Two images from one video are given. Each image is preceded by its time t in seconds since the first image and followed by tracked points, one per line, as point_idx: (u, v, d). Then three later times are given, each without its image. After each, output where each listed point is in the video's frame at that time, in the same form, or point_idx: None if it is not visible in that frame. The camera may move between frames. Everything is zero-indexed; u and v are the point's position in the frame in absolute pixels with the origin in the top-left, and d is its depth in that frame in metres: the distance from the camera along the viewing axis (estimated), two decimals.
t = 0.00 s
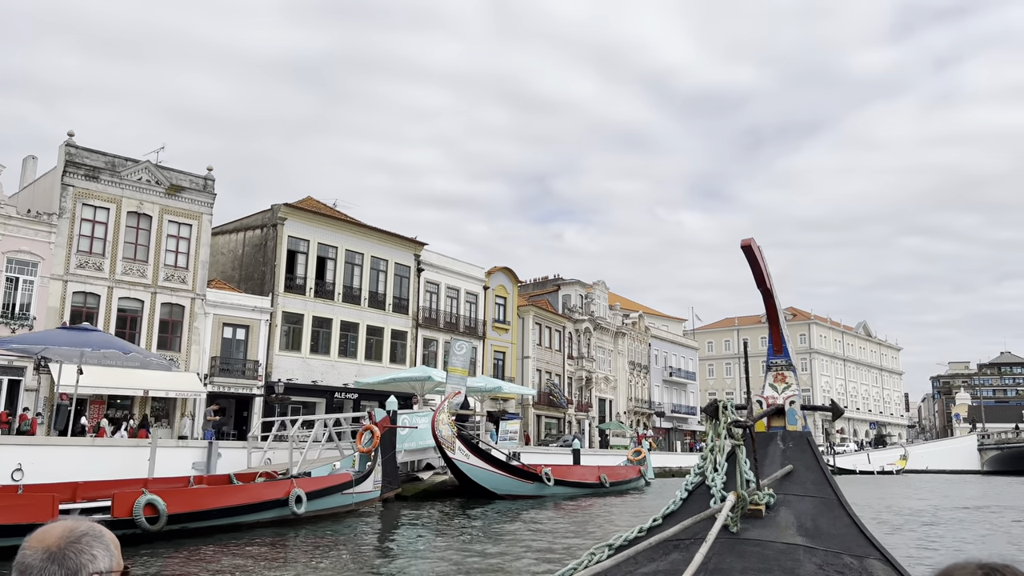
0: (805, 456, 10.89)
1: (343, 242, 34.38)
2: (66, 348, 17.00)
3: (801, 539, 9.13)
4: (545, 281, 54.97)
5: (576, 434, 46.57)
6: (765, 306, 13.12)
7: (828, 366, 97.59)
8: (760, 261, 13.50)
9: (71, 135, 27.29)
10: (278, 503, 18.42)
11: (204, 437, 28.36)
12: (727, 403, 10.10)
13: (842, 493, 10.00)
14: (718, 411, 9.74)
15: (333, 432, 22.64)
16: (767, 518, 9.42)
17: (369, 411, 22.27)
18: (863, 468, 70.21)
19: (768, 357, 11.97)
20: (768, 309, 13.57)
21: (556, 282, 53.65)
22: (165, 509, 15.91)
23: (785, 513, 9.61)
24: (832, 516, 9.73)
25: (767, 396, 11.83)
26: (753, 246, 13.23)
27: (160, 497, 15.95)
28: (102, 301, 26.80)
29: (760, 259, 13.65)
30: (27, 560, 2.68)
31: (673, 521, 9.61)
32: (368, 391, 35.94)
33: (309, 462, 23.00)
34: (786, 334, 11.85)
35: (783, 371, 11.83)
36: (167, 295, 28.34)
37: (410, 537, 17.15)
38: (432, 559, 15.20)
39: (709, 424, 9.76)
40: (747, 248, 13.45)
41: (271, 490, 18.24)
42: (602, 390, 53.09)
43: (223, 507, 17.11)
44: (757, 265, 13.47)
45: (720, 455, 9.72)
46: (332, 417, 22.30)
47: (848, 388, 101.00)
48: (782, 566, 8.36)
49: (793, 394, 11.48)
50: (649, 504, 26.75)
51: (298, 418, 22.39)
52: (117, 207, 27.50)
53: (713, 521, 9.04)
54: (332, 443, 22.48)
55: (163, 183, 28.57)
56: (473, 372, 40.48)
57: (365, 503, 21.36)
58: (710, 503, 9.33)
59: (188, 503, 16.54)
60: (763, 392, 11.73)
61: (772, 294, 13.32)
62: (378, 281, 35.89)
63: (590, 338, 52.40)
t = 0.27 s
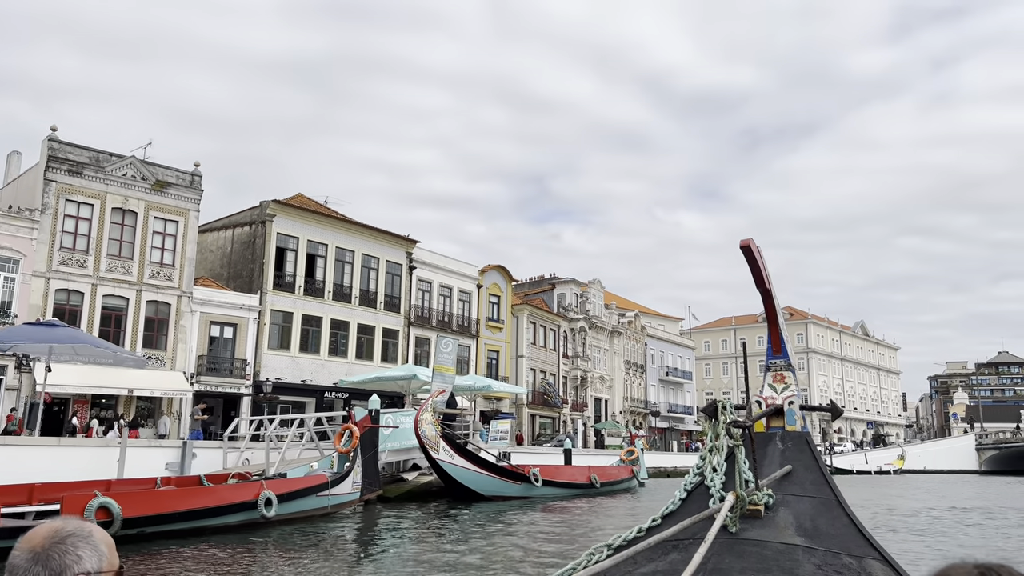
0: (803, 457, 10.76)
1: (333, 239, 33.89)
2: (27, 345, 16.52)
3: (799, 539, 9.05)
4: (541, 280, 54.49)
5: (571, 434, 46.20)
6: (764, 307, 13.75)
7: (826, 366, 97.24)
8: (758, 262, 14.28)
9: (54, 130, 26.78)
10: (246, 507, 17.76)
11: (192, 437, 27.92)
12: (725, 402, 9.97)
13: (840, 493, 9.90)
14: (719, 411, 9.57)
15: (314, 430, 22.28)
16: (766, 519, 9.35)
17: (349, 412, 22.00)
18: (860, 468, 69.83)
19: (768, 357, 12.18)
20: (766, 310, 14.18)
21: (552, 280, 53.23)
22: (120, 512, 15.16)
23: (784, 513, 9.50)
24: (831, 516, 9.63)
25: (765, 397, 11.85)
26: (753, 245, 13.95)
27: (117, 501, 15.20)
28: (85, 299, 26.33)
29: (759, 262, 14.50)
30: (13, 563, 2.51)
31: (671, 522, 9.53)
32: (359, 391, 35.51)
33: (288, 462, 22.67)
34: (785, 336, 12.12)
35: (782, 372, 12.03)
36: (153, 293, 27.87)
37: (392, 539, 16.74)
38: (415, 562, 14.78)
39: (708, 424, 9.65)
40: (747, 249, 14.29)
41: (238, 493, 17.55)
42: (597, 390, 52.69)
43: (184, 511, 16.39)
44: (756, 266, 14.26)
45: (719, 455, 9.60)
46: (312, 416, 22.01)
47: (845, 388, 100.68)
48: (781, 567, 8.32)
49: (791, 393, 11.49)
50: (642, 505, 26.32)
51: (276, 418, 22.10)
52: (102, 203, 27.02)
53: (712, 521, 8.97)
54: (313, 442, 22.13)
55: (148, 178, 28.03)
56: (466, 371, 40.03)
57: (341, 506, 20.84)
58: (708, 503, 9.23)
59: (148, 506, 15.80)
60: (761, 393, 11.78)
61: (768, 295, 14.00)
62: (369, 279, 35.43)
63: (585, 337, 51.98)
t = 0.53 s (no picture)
0: (802, 457, 10.60)
1: (322, 236, 33.41)
2: None
3: (798, 539, 8.93)
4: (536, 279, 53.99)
5: (565, 434, 45.78)
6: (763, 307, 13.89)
7: (823, 365, 96.87)
8: (757, 263, 14.70)
9: (36, 123, 26.28)
10: (210, 509, 17.15)
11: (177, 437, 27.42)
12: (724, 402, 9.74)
13: (840, 493, 9.76)
14: (717, 412, 9.13)
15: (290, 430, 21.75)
16: (765, 519, 9.18)
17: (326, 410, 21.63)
18: (858, 467, 69.47)
19: (767, 357, 12.07)
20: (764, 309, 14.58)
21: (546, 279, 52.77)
22: (69, 514, 14.58)
23: (782, 513, 9.32)
24: (830, 517, 9.51)
25: (764, 398, 11.80)
26: (751, 245, 14.36)
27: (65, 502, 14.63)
28: (68, 296, 25.83)
29: (758, 263, 14.96)
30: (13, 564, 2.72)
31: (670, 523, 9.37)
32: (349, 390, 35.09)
33: (265, 462, 22.21)
34: (785, 336, 12.05)
35: (782, 372, 11.83)
36: (137, 290, 27.39)
37: (374, 542, 16.32)
38: (395, 566, 14.36)
39: (707, 424, 9.30)
40: (745, 249, 14.61)
41: (201, 496, 16.95)
42: (593, 389, 52.25)
43: (140, 514, 15.78)
44: (755, 266, 14.72)
45: (718, 456, 9.30)
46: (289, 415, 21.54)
47: (843, 387, 100.33)
48: (780, 568, 8.21)
49: (790, 393, 11.36)
50: (635, 506, 25.92)
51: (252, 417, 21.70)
52: (85, 199, 26.55)
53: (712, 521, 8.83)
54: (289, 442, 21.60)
55: (133, 173, 27.57)
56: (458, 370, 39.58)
57: (315, 508, 20.27)
58: (706, 504, 9.05)
59: (100, 509, 15.23)
60: (760, 393, 11.70)
61: (768, 295, 14.28)
62: (360, 277, 34.96)
63: (581, 336, 51.53)
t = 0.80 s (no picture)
0: (800, 457, 10.34)
1: (312, 233, 32.94)
2: None
3: (796, 539, 8.73)
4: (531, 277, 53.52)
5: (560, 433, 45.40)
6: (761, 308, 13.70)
7: (820, 364, 96.55)
8: (755, 264, 14.43)
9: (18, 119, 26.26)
10: (172, 512, 16.62)
11: (163, 437, 26.97)
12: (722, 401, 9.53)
13: (838, 494, 9.53)
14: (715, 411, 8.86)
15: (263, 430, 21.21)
16: (764, 520, 8.99)
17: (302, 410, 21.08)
18: (855, 467, 69.14)
19: (764, 357, 11.85)
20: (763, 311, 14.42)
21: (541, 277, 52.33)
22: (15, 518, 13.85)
23: (780, 514, 9.13)
24: (828, 516, 9.25)
25: (762, 398, 11.79)
26: (749, 246, 14.09)
27: (8, 507, 13.92)
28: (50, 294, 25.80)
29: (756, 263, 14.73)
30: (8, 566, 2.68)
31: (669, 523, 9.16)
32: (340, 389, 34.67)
33: (240, 462, 21.78)
34: (782, 335, 11.74)
35: (780, 372, 11.73)
36: (121, 287, 27.30)
37: (351, 544, 15.93)
38: (375, 569, 13.99)
39: (704, 424, 9.09)
40: (744, 250, 14.33)
41: (162, 498, 16.40)
42: (588, 388, 51.84)
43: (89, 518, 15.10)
44: (753, 267, 14.47)
45: (717, 457, 9.03)
46: (265, 414, 21.09)
47: (840, 386, 100.02)
48: (778, 569, 8.05)
49: (788, 394, 11.31)
50: (627, 507, 25.48)
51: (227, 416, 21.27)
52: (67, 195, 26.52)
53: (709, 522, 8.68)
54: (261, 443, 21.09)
55: (118, 169, 27.52)
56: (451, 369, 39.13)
57: (288, 510, 19.75)
58: (704, 505, 8.81)
59: (50, 512, 14.50)
60: (758, 394, 11.68)
61: (767, 296, 13.97)
62: (350, 275, 34.48)
63: (575, 334, 51.11)
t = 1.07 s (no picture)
0: (799, 458, 9.94)
1: (300, 230, 32.51)
2: None
3: (794, 539, 8.61)
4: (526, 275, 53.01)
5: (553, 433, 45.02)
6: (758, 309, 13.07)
7: (817, 363, 96.23)
8: (752, 263, 13.77)
9: None
10: (128, 515, 15.92)
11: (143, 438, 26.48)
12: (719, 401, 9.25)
13: (836, 493, 9.27)
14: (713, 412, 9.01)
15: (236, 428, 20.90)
16: (762, 519, 8.92)
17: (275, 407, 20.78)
18: (851, 466, 68.80)
19: (761, 356, 11.19)
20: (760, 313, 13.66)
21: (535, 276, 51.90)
22: None
23: (778, 514, 9.00)
24: (826, 517, 8.99)
25: (760, 398, 11.16)
26: (745, 247, 13.42)
27: None
28: (30, 291, 25.77)
29: (753, 262, 13.98)
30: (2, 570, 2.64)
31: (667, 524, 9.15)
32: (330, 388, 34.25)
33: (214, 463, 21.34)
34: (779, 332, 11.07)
35: (778, 372, 11.11)
36: (104, 284, 27.18)
37: (327, 546, 15.60)
38: (353, 572, 13.64)
39: (701, 425, 9.15)
40: (739, 251, 13.64)
41: (117, 502, 15.68)
42: (582, 387, 51.44)
43: (39, 521, 14.24)
44: (750, 267, 13.76)
45: (714, 456, 9.07)
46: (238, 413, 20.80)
47: (836, 385, 99.73)
48: (775, 569, 8.03)
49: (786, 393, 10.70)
50: (618, 508, 25.06)
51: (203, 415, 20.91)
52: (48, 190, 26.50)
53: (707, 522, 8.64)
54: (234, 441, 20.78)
55: (100, 164, 27.50)
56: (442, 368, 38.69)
57: (257, 513, 19.26)
58: (703, 505, 8.77)
59: None
60: (756, 394, 11.03)
61: (764, 296, 13.40)
62: (339, 272, 34.05)
63: (569, 333, 50.67)
